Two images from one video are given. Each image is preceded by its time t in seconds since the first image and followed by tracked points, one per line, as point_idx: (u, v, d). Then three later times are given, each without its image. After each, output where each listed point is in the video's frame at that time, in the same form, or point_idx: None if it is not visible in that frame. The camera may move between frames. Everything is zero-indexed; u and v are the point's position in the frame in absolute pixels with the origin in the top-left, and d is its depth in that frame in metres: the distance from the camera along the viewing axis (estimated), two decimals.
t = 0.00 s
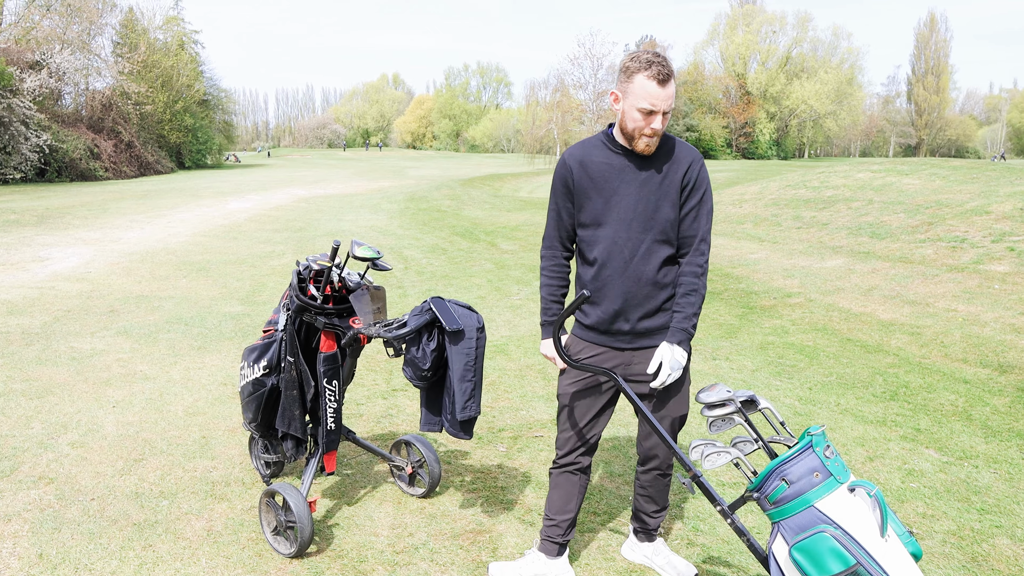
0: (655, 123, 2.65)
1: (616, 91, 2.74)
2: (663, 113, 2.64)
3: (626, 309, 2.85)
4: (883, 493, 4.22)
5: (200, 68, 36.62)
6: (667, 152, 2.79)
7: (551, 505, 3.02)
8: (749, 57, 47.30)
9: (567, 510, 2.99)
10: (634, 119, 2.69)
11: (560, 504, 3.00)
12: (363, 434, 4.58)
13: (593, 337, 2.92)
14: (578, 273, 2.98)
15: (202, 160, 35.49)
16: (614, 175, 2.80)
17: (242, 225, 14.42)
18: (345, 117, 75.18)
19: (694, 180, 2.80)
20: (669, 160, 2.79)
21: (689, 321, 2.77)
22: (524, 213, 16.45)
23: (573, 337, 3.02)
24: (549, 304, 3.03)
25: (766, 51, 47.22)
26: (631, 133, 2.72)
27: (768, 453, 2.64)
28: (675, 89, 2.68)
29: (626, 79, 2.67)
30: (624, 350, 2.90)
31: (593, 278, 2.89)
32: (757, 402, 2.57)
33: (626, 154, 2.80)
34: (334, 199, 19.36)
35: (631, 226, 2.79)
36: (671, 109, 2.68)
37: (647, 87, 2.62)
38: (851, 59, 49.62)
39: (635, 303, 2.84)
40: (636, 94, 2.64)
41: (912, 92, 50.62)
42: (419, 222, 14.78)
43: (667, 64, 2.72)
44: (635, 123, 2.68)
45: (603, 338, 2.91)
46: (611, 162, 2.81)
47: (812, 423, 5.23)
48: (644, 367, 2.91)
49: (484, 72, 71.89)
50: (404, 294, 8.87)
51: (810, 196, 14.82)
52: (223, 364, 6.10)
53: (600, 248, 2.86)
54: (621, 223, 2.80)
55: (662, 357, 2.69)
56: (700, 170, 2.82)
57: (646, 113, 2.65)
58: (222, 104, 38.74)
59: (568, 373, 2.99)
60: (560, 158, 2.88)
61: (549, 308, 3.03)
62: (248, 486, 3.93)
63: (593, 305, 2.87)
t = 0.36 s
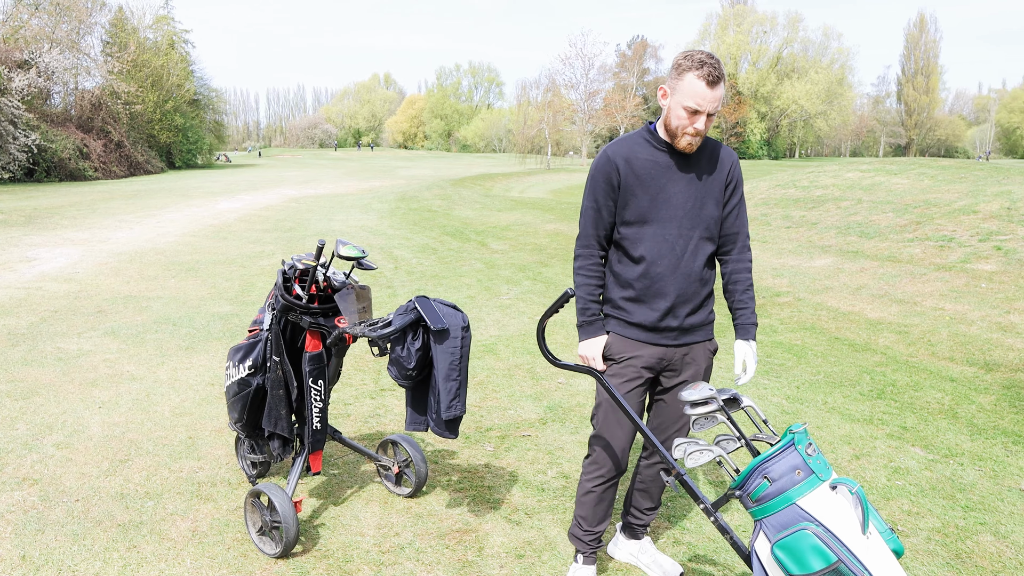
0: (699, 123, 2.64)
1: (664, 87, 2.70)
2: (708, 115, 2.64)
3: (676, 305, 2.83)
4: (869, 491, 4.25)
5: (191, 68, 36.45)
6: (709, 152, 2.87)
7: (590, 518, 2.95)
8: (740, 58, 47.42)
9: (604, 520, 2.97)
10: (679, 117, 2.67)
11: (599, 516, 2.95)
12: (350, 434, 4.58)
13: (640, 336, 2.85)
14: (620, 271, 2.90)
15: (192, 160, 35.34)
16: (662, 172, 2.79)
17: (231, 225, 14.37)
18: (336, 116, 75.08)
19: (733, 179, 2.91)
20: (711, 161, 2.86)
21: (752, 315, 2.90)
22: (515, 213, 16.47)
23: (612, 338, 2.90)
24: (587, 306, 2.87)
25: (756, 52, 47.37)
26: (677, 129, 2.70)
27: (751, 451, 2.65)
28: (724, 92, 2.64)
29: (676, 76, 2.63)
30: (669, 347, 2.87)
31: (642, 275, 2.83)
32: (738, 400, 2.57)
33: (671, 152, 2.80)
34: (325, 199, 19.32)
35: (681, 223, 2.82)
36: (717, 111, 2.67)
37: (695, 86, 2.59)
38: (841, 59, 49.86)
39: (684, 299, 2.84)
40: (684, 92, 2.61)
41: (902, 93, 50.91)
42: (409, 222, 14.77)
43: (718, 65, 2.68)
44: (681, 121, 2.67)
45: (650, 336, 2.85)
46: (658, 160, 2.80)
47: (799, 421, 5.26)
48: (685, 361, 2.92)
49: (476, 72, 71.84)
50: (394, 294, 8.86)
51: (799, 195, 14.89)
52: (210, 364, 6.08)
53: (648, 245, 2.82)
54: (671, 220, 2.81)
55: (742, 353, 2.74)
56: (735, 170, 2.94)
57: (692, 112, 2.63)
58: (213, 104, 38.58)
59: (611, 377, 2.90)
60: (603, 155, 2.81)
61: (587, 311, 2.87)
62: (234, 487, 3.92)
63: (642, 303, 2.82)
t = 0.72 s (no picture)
0: (703, 124, 2.66)
1: (668, 87, 2.69)
2: (711, 116, 2.65)
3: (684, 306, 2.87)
4: (833, 482, 4.33)
5: (160, 66, 35.84)
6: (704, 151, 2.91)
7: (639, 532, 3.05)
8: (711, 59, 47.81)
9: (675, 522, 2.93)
10: (682, 118, 2.68)
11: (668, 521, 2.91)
12: (319, 432, 4.56)
13: (652, 339, 2.85)
14: (626, 272, 2.89)
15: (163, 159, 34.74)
16: (666, 173, 2.81)
17: (201, 224, 14.17)
18: (309, 116, 74.42)
19: (723, 176, 2.99)
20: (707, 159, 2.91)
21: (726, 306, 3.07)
22: (487, 212, 16.48)
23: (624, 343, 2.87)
24: (597, 310, 2.83)
25: (728, 52, 47.88)
26: (679, 130, 2.72)
27: (713, 441, 2.67)
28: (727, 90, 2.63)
29: (680, 76, 2.64)
30: (675, 347, 2.90)
31: (652, 277, 2.84)
32: (700, 390, 2.63)
33: (674, 153, 2.81)
34: (296, 198, 19.15)
35: (685, 224, 2.86)
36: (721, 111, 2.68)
37: (699, 87, 2.60)
38: (811, 60, 50.62)
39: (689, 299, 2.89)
40: (688, 93, 2.62)
41: (870, 94, 51.81)
42: (381, 221, 14.71)
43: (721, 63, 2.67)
44: (685, 121, 2.68)
45: (662, 338, 2.87)
46: (662, 160, 2.80)
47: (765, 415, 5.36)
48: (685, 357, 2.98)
49: (450, 72, 71.64)
50: (364, 292, 8.82)
51: (769, 194, 15.10)
52: (178, 364, 6.01)
53: (657, 247, 2.84)
54: (677, 221, 2.84)
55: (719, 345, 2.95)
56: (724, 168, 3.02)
57: (695, 114, 2.64)
58: (183, 103, 37.97)
59: (633, 382, 2.88)
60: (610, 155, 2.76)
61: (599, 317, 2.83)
62: (200, 486, 3.88)
63: (652, 306, 2.84)
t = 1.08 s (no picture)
0: (686, 130, 2.65)
1: (652, 92, 2.69)
2: (694, 123, 2.64)
3: (676, 310, 2.83)
4: (787, 477, 4.48)
5: (113, 65, 34.92)
6: (691, 156, 2.90)
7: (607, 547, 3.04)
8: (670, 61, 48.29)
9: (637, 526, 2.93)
10: (665, 125, 2.68)
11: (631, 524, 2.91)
12: (278, 436, 4.55)
13: (645, 347, 2.80)
14: (619, 280, 2.82)
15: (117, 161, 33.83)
16: (656, 177, 2.77)
17: (157, 227, 13.89)
18: (267, 117, 73.32)
19: (711, 180, 2.98)
20: (695, 162, 2.89)
21: (734, 310, 3.01)
22: (448, 214, 16.49)
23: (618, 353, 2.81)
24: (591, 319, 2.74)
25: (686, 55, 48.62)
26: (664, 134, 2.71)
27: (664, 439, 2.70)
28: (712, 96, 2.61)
29: (663, 81, 2.63)
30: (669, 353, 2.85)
31: (645, 284, 2.79)
32: (651, 389, 2.67)
33: (663, 158, 2.79)
34: (255, 200, 18.89)
35: (676, 227, 2.82)
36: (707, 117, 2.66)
37: (681, 94, 2.59)
38: (767, 63, 51.70)
39: (682, 304, 2.85)
40: (670, 99, 2.62)
41: (825, 96, 53.13)
42: (342, 223, 14.61)
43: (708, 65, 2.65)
44: (668, 127, 2.67)
45: (655, 345, 2.82)
46: (651, 164, 2.77)
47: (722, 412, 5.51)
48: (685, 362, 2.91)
49: (411, 72, 71.27)
50: (325, 295, 8.77)
51: (726, 195, 15.42)
52: (133, 369, 5.91)
53: (650, 253, 2.78)
54: (668, 225, 2.81)
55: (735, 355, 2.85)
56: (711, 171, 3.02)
57: (678, 121, 2.64)
58: (138, 103, 37.04)
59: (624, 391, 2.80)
60: (601, 160, 2.71)
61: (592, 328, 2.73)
62: (157, 492, 3.85)
63: (645, 312, 2.79)
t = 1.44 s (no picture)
0: (673, 133, 2.54)
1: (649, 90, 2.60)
2: (683, 125, 2.51)
3: (656, 315, 2.74)
4: (733, 471, 4.65)
5: (50, 60, 33.63)
6: (701, 157, 2.74)
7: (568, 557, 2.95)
8: (619, 60, 48.95)
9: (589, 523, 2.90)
10: (654, 124, 2.57)
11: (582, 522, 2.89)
12: (226, 439, 4.52)
13: (617, 345, 2.77)
14: (599, 275, 2.80)
15: (56, 160, 32.60)
16: (647, 176, 2.69)
17: (99, 228, 13.49)
18: (212, 115, 71.61)
19: (724, 186, 2.78)
20: (701, 164, 2.74)
21: (722, 330, 2.80)
22: (398, 214, 16.44)
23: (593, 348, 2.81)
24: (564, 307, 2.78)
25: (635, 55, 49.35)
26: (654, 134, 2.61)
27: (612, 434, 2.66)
28: (704, 101, 2.47)
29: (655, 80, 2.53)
30: (647, 357, 2.77)
31: (623, 282, 2.74)
32: (598, 387, 2.57)
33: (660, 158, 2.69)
34: (200, 200, 18.49)
35: (664, 230, 2.71)
36: (699, 121, 2.51)
37: (668, 95, 2.48)
38: (715, 63, 52.84)
39: (665, 309, 2.74)
40: (659, 99, 2.52)
41: (770, 96, 54.58)
42: (290, 223, 14.43)
43: (708, 69, 2.50)
44: (657, 127, 2.57)
45: (632, 346, 2.76)
46: (645, 163, 2.69)
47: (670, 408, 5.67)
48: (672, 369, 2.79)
49: (360, 71, 70.49)
50: (273, 296, 8.68)
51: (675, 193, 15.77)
52: (75, 375, 5.76)
53: (629, 251, 2.72)
54: (654, 225, 2.71)
55: (711, 369, 2.74)
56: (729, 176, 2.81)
57: (664, 122, 2.53)
58: (78, 100, 35.78)
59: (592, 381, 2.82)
60: (590, 152, 2.70)
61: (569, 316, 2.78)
62: (101, 500, 3.79)
63: (621, 310, 2.75)
